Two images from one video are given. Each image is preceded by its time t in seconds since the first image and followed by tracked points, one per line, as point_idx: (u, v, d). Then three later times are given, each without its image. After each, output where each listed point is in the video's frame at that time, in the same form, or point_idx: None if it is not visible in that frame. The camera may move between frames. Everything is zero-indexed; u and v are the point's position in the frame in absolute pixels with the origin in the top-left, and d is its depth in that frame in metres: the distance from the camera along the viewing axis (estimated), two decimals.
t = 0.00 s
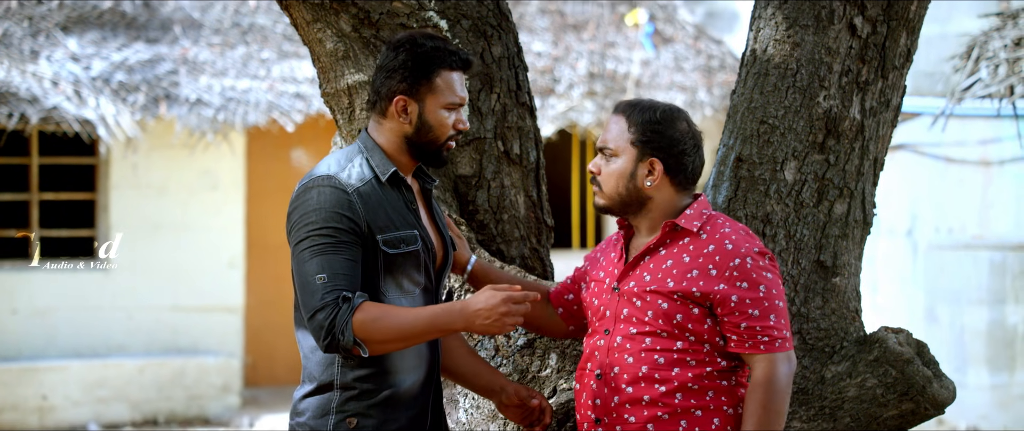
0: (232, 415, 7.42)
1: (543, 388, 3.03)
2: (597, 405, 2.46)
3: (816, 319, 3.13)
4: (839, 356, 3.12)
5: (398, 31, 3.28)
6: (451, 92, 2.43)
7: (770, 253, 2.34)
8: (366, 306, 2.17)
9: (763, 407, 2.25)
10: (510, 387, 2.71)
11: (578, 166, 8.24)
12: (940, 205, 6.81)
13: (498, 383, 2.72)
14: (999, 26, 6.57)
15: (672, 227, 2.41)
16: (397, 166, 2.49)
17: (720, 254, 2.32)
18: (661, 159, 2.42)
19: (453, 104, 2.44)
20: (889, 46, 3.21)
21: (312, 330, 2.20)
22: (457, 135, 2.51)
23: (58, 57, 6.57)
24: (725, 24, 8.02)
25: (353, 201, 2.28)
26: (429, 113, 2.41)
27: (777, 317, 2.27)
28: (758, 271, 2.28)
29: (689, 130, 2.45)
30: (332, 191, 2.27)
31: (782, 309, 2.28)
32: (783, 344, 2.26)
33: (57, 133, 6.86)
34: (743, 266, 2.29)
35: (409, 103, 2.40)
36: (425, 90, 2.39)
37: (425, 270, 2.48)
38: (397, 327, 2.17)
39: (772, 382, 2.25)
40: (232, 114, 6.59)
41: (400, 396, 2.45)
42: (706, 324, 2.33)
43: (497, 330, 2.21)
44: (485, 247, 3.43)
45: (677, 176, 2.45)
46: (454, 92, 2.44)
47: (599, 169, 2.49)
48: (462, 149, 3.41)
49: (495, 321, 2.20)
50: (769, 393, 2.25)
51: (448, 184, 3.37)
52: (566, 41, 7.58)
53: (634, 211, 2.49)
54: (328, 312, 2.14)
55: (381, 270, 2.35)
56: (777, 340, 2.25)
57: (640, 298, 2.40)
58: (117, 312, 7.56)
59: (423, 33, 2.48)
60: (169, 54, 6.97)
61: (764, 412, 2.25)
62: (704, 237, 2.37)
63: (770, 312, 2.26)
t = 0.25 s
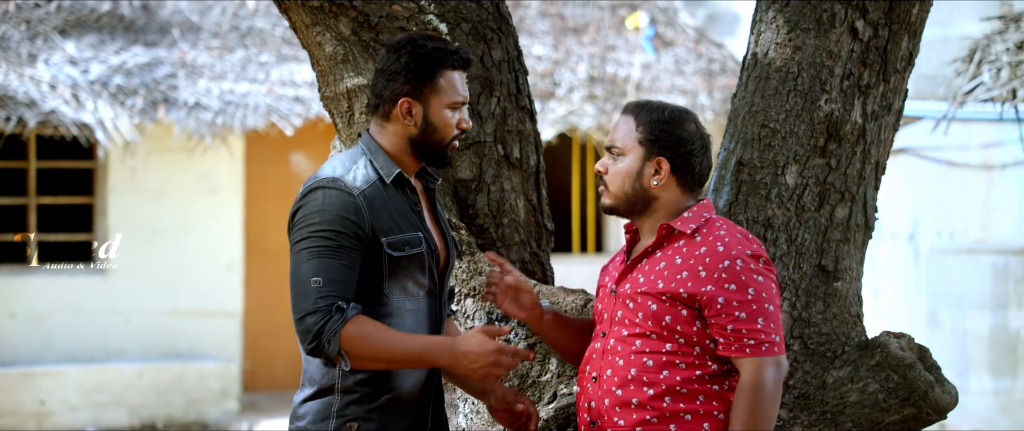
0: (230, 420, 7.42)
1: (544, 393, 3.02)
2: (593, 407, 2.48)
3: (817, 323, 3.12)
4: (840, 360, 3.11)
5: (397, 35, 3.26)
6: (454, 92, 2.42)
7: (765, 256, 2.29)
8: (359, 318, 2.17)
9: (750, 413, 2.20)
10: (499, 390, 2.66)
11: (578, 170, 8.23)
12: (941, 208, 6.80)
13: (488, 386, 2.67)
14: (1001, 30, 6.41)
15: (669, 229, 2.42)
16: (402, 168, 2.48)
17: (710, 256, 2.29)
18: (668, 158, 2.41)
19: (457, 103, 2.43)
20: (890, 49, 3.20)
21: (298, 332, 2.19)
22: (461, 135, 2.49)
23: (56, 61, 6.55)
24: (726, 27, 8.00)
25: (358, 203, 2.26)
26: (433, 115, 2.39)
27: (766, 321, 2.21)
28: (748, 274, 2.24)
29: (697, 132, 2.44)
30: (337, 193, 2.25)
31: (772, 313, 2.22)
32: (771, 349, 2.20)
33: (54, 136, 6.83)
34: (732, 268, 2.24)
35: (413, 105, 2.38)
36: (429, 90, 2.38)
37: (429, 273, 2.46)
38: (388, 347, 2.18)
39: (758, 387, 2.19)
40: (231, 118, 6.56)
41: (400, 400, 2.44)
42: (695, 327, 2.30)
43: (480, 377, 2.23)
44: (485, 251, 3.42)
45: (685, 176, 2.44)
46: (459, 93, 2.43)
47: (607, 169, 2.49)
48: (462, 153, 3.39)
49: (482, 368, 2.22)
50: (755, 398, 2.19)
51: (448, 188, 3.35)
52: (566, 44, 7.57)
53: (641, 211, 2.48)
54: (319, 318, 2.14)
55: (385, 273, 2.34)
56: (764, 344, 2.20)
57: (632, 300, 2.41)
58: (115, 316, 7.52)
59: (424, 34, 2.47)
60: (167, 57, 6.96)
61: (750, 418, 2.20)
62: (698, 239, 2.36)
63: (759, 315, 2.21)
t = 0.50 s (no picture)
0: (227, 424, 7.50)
1: (545, 395, 3.00)
2: (597, 409, 2.45)
3: (820, 325, 3.10)
4: (843, 362, 3.08)
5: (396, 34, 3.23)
6: (450, 90, 2.39)
7: (776, 260, 2.27)
8: (347, 330, 2.17)
9: (751, 418, 2.17)
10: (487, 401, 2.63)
11: (578, 171, 8.21)
12: (945, 210, 6.76)
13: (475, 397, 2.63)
14: (1004, 30, 6.45)
15: (680, 230, 2.39)
16: (397, 168, 2.43)
17: (721, 257, 2.27)
18: (677, 155, 2.39)
19: (453, 101, 2.40)
20: (893, 49, 3.18)
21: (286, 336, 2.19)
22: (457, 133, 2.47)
23: (52, 60, 6.52)
24: (728, 27, 8.00)
25: (352, 209, 2.23)
26: (429, 112, 2.37)
27: (773, 325, 2.20)
28: (757, 277, 2.22)
29: (703, 127, 2.42)
30: (331, 198, 2.22)
31: (780, 317, 2.21)
32: (776, 354, 2.19)
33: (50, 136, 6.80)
34: (742, 270, 2.23)
35: (409, 103, 2.35)
36: (425, 89, 2.35)
37: (426, 275, 2.43)
38: (374, 365, 2.18)
39: (761, 391, 2.17)
40: (228, 118, 6.56)
41: (397, 404, 2.40)
42: (703, 329, 2.29)
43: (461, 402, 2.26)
44: (485, 252, 3.39)
45: (695, 173, 2.42)
46: (455, 89, 2.41)
47: (615, 172, 2.45)
48: (461, 154, 3.37)
49: (463, 394, 2.25)
50: (757, 402, 2.17)
51: (447, 189, 3.33)
52: (566, 44, 7.54)
53: (653, 212, 2.45)
54: (308, 327, 2.13)
55: (380, 277, 2.31)
56: (769, 349, 2.18)
57: (641, 300, 2.38)
58: (112, 318, 7.47)
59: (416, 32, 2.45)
60: (164, 57, 6.93)
61: (752, 423, 2.17)
62: (710, 240, 2.34)
63: (765, 319, 2.19)
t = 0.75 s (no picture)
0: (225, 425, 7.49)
1: (544, 397, 2.98)
2: (603, 411, 2.42)
3: (821, 326, 3.08)
4: (845, 364, 3.05)
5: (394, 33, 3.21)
6: (441, 92, 2.37)
7: (785, 261, 2.26)
8: (342, 329, 2.15)
9: (765, 420, 2.16)
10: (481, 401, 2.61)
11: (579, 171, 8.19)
12: (947, 210, 6.72)
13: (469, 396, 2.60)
14: (1008, 29, 6.31)
15: (688, 231, 2.37)
16: (386, 168, 2.42)
17: (731, 258, 2.25)
18: (685, 154, 2.37)
19: (445, 104, 2.38)
20: (895, 48, 3.16)
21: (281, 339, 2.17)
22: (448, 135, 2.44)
23: (48, 60, 6.48)
24: (728, 26, 7.99)
25: (342, 209, 2.20)
26: (419, 114, 2.35)
27: (785, 327, 2.18)
28: (769, 278, 2.20)
29: (711, 126, 2.41)
30: (321, 197, 2.19)
31: (792, 319, 2.19)
32: (788, 355, 2.17)
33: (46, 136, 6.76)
34: (753, 271, 2.21)
35: (399, 104, 2.33)
36: (415, 90, 2.33)
37: (418, 275, 2.40)
38: (369, 363, 2.16)
39: (775, 393, 2.16)
40: (226, 118, 6.55)
41: (393, 405, 2.39)
42: (713, 331, 2.27)
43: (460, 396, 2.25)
44: (484, 253, 3.36)
45: (701, 173, 2.40)
46: (447, 92, 2.39)
47: (621, 171, 2.43)
48: (460, 154, 3.35)
49: (463, 386, 2.23)
50: (770, 405, 2.16)
51: (447, 189, 3.31)
52: (566, 43, 7.50)
53: (659, 211, 2.43)
54: (303, 328, 2.11)
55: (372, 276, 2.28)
56: (781, 350, 2.16)
57: (648, 302, 2.35)
58: (108, 320, 7.42)
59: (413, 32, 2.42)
60: (161, 56, 6.89)
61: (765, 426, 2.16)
62: (718, 241, 2.32)
63: (777, 321, 2.17)
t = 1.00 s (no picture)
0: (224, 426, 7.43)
1: (542, 399, 2.97)
2: (606, 413, 2.41)
3: (822, 328, 3.06)
4: (845, 366, 3.04)
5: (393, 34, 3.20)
6: (430, 94, 2.35)
7: (789, 263, 2.24)
8: (329, 335, 2.13)
9: (772, 423, 2.14)
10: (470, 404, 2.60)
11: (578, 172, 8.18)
12: (948, 210, 6.72)
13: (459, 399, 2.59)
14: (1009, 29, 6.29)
15: (691, 232, 2.35)
16: (375, 168, 2.40)
17: (735, 260, 2.24)
18: (688, 156, 2.35)
19: (433, 105, 2.36)
20: (896, 48, 3.15)
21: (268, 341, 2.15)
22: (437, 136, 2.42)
23: (44, 60, 6.45)
24: (729, 26, 8.02)
25: (327, 210, 2.19)
26: (406, 116, 2.33)
27: (789, 329, 2.17)
28: (772, 280, 2.19)
29: (714, 127, 2.39)
30: (306, 199, 2.18)
31: (796, 321, 2.18)
32: (793, 358, 2.16)
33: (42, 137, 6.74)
34: (757, 273, 2.20)
35: (386, 105, 2.31)
36: (403, 91, 2.31)
37: (408, 276, 2.38)
38: (357, 371, 2.14)
39: (780, 396, 2.14)
40: (223, 118, 6.52)
41: (383, 408, 2.37)
42: (717, 333, 2.25)
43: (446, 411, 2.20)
44: (483, 254, 3.34)
45: (703, 175, 2.38)
46: (436, 92, 2.37)
47: (623, 172, 2.42)
48: (459, 154, 3.34)
49: (450, 400, 2.19)
50: (776, 407, 2.14)
51: (445, 190, 3.29)
52: (565, 43, 7.48)
53: (661, 214, 2.41)
54: (290, 332, 2.10)
55: (360, 278, 2.26)
56: (786, 352, 2.15)
57: (651, 304, 2.34)
58: (105, 321, 7.41)
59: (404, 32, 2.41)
60: (158, 56, 6.86)
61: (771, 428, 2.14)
62: (722, 242, 2.30)
63: (782, 323, 2.16)
